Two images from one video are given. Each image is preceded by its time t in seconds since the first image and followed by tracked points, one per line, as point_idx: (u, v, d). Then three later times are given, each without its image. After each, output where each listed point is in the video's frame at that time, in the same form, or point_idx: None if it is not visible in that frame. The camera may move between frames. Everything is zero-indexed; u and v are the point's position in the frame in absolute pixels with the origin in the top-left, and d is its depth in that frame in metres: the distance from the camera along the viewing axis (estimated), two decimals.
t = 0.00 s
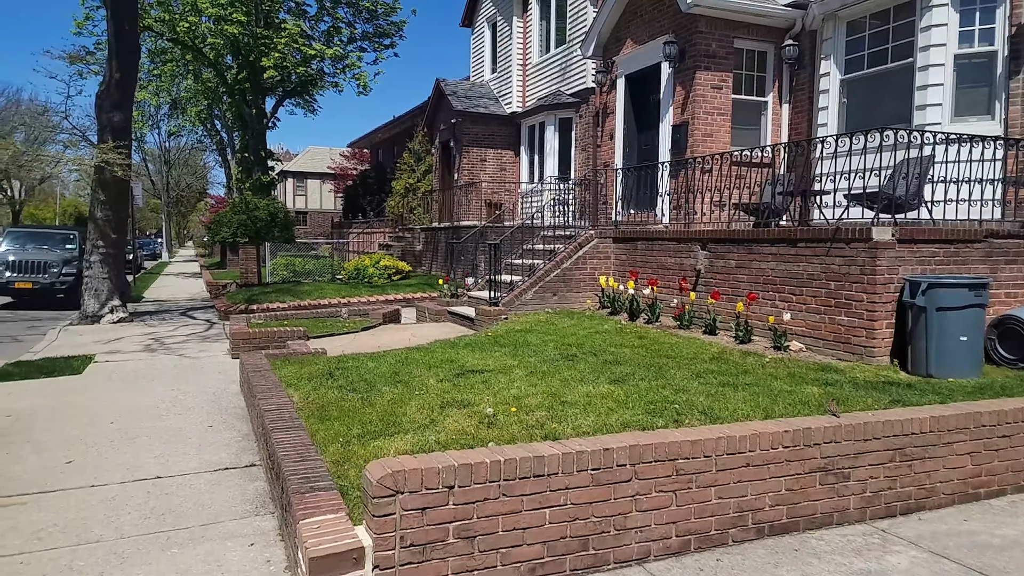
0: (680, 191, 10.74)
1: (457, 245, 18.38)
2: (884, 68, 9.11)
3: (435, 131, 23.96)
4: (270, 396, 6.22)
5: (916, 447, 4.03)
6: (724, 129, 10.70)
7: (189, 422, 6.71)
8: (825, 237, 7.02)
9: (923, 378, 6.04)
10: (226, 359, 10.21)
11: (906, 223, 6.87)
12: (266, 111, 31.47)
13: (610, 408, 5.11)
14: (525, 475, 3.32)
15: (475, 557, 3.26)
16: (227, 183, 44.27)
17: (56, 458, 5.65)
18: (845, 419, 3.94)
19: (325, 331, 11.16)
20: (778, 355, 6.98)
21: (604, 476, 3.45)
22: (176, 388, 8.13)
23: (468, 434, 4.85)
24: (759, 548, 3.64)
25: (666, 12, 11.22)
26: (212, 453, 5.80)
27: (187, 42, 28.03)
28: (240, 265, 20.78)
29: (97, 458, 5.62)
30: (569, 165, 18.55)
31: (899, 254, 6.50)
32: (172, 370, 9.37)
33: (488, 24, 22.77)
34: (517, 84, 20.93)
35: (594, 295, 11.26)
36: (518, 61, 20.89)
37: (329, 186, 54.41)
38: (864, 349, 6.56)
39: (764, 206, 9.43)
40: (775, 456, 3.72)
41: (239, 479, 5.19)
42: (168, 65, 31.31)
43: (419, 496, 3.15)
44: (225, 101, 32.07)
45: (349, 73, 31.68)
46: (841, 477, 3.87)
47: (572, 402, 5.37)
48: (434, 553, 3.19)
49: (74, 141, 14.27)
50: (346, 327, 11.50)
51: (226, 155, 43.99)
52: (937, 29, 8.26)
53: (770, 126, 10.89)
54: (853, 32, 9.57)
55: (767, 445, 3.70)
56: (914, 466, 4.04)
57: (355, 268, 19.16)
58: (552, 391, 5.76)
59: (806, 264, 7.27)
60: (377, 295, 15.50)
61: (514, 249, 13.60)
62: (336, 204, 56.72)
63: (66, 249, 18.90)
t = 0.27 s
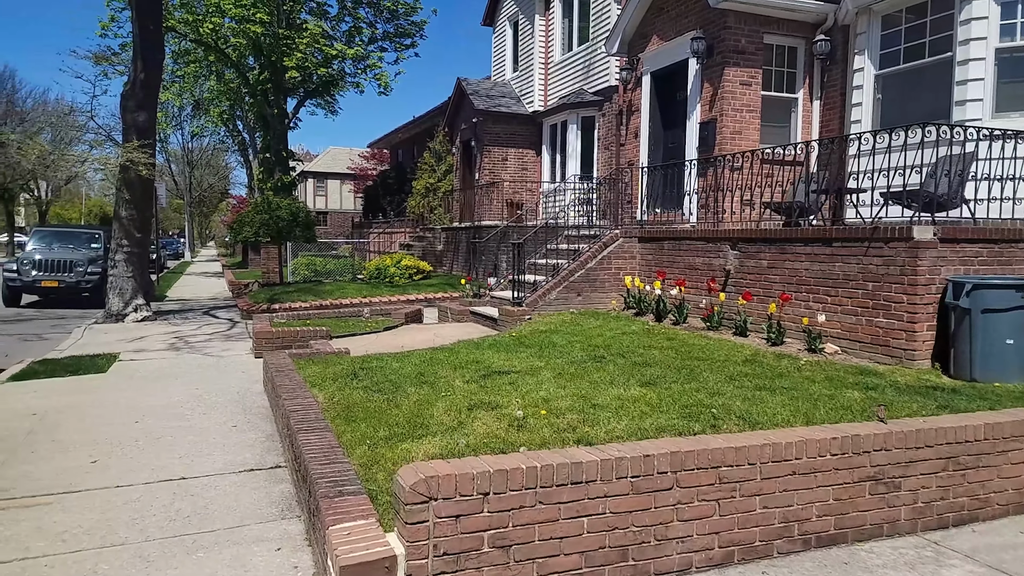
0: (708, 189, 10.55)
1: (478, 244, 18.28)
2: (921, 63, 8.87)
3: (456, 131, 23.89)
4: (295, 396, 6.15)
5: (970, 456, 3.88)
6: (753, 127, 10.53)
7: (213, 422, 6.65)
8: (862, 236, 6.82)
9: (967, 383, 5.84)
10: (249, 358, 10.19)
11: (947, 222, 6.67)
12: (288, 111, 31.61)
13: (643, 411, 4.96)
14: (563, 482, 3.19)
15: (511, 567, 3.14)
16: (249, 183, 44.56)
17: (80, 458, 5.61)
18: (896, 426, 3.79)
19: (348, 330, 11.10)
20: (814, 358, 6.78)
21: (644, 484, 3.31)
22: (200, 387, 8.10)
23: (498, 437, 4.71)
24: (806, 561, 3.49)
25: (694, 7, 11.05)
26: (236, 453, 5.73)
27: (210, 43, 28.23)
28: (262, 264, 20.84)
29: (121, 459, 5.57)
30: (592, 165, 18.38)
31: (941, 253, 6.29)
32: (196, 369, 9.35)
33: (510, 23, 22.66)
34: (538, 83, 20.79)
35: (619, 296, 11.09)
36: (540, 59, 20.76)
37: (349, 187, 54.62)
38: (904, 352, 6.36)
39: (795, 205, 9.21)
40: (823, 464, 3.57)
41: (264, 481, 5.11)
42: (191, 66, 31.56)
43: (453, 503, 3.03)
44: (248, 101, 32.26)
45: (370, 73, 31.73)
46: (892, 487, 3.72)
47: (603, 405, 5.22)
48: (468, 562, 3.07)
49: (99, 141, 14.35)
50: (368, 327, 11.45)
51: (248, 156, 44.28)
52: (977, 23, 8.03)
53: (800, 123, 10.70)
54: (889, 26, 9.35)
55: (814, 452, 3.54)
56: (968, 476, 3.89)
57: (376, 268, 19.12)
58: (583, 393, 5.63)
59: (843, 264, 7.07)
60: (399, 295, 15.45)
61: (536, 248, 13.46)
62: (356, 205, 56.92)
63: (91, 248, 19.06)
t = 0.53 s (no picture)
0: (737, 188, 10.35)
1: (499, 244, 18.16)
2: (960, 58, 8.66)
3: (477, 130, 23.80)
4: (321, 397, 6.07)
5: None
6: (783, 124, 10.35)
7: (238, 423, 6.59)
8: (901, 236, 6.62)
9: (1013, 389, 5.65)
10: (272, 358, 10.14)
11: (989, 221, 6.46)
12: (308, 112, 31.71)
13: (679, 416, 4.81)
14: (604, 492, 3.05)
15: None
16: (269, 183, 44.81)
17: (106, 459, 5.56)
18: (951, 435, 3.65)
19: (370, 331, 11.03)
20: (850, 361, 6.58)
21: (689, 495, 3.17)
22: (224, 387, 8.05)
23: (529, 441, 4.58)
24: None
25: (722, 3, 10.87)
26: (262, 455, 5.66)
27: (232, 44, 28.37)
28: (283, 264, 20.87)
29: (146, 460, 5.51)
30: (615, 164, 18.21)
31: (986, 253, 6.08)
32: (219, 369, 9.30)
33: (531, 22, 22.53)
34: (560, 82, 20.62)
35: (645, 297, 10.91)
36: (562, 58, 20.61)
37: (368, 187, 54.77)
38: (946, 357, 6.14)
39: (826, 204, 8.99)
40: (875, 474, 3.43)
41: (290, 484, 5.02)
42: (213, 67, 31.73)
43: (491, 513, 2.91)
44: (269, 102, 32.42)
45: (390, 73, 31.73)
46: (947, 499, 3.58)
47: (637, 409, 5.07)
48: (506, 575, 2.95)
49: (124, 141, 14.40)
50: (390, 327, 11.37)
51: (268, 156, 44.52)
52: (1017, 17, 7.87)
53: (831, 120, 10.48)
54: (926, 20, 9.14)
55: (865, 462, 3.40)
56: None
57: (397, 268, 19.06)
58: (615, 396, 5.48)
59: (880, 264, 6.87)
60: (420, 295, 15.37)
61: (560, 249, 13.31)
62: (376, 205, 57.05)
63: (115, 248, 19.18)
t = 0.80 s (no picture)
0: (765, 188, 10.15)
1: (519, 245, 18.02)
2: (998, 54, 8.38)
3: (496, 131, 23.69)
4: (345, 401, 5.97)
5: None
6: (812, 122, 10.21)
7: (261, 426, 6.51)
8: (941, 237, 6.41)
9: None
10: (294, 360, 10.09)
11: None
12: (327, 113, 31.80)
13: (716, 425, 4.65)
14: (648, 508, 2.90)
15: None
16: (288, 185, 45.03)
17: (129, 463, 5.50)
18: (1010, 448, 3.49)
19: (392, 332, 10.94)
20: (888, 367, 6.36)
21: (737, 511, 3.02)
22: (247, 390, 7.99)
23: (561, 450, 4.44)
24: None
25: None
26: (285, 461, 5.56)
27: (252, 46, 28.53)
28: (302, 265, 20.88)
29: (169, 465, 5.44)
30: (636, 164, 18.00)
31: None
32: (241, 370, 9.26)
33: (551, 21, 22.39)
34: (580, 82, 20.44)
35: (670, 298, 10.72)
36: (582, 57, 20.43)
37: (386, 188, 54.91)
38: (991, 363, 5.92)
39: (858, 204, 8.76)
40: (932, 490, 3.28)
41: (316, 491, 4.91)
42: (233, 69, 31.91)
43: (530, 530, 2.77)
44: (289, 103, 32.57)
45: (409, 74, 31.72)
46: (1007, 516, 3.43)
47: (671, 417, 4.91)
48: None
49: (146, 142, 14.44)
50: (411, 329, 11.28)
51: (287, 158, 44.75)
52: None
53: (862, 119, 10.34)
54: (962, 15, 8.87)
55: (922, 477, 3.24)
56: None
57: (417, 268, 18.98)
58: (647, 402, 5.33)
59: (918, 267, 6.66)
60: (440, 296, 15.29)
61: (582, 250, 13.15)
62: (393, 206, 57.11)
63: (137, 249, 19.30)
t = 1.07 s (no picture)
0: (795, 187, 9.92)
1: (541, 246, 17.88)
2: None
3: (517, 130, 23.55)
4: (371, 404, 5.86)
5: None
6: (845, 118, 10.00)
7: (285, 429, 6.43)
8: (987, 237, 6.18)
9: None
10: (317, 361, 10.03)
11: None
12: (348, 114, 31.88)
13: (756, 433, 4.48)
14: (696, 523, 2.75)
15: None
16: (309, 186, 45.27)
17: (154, 467, 5.43)
18: None
19: (415, 334, 10.84)
20: (931, 372, 6.14)
21: (791, 526, 2.86)
22: (271, 392, 7.93)
23: (596, 457, 4.29)
24: None
25: None
26: (311, 465, 5.46)
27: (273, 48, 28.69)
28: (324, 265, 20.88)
29: (194, 469, 5.37)
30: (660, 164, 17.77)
31: None
32: (265, 372, 9.20)
33: (573, 19, 22.21)
34: (603, 80, 20.24)
35: (698, 300, 10.53)
36: (605, 55, 20.22)
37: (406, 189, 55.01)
38: None
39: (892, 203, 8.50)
40: (997, 505, 3.11)
41: (342, 497, 4.80)
42: (255, 71, 32.09)
43: (572, 545, 2.63)
44: (310, 105, 32.73)
45: (430, 74, 31.68)
46: None
47: (708, 423, 4.75)
48: None
49: (170, 143, 14.48)
50: (435, 330, 11.18)
51: (308, 159, 44.98)
52: None
53: (897, 115, 10.12)
54: (1003, 7, 8.59)
55: (986, 491, 3.08)
56: None
57: (438, 269, 18.89)
58: (682, 407, 5.17)
59: (961, 267, 6.43)
60: (462, 297, 15.18)
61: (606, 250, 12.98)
62: (413, 207, 57.18)
63: (161, 250, 19.44)
